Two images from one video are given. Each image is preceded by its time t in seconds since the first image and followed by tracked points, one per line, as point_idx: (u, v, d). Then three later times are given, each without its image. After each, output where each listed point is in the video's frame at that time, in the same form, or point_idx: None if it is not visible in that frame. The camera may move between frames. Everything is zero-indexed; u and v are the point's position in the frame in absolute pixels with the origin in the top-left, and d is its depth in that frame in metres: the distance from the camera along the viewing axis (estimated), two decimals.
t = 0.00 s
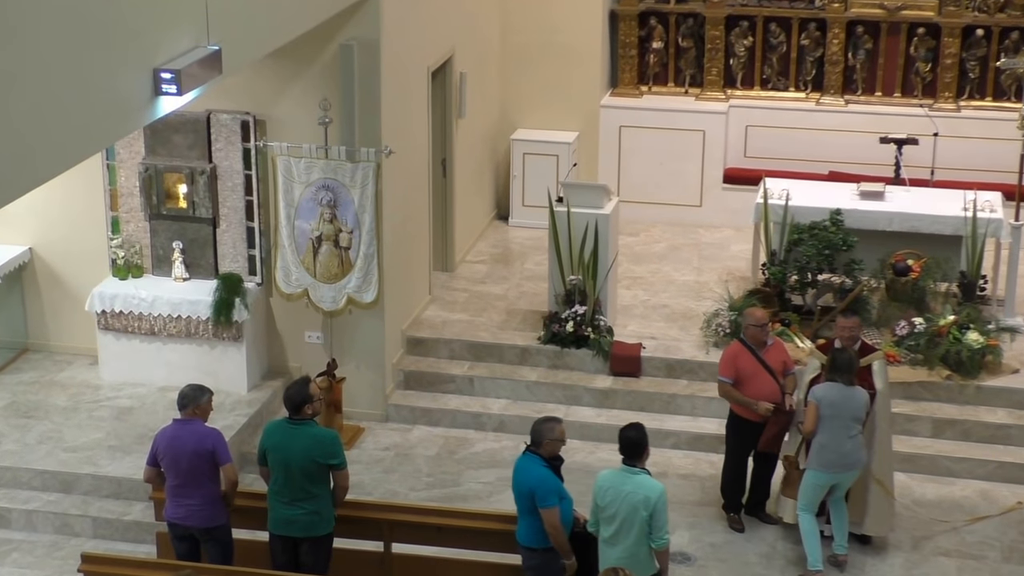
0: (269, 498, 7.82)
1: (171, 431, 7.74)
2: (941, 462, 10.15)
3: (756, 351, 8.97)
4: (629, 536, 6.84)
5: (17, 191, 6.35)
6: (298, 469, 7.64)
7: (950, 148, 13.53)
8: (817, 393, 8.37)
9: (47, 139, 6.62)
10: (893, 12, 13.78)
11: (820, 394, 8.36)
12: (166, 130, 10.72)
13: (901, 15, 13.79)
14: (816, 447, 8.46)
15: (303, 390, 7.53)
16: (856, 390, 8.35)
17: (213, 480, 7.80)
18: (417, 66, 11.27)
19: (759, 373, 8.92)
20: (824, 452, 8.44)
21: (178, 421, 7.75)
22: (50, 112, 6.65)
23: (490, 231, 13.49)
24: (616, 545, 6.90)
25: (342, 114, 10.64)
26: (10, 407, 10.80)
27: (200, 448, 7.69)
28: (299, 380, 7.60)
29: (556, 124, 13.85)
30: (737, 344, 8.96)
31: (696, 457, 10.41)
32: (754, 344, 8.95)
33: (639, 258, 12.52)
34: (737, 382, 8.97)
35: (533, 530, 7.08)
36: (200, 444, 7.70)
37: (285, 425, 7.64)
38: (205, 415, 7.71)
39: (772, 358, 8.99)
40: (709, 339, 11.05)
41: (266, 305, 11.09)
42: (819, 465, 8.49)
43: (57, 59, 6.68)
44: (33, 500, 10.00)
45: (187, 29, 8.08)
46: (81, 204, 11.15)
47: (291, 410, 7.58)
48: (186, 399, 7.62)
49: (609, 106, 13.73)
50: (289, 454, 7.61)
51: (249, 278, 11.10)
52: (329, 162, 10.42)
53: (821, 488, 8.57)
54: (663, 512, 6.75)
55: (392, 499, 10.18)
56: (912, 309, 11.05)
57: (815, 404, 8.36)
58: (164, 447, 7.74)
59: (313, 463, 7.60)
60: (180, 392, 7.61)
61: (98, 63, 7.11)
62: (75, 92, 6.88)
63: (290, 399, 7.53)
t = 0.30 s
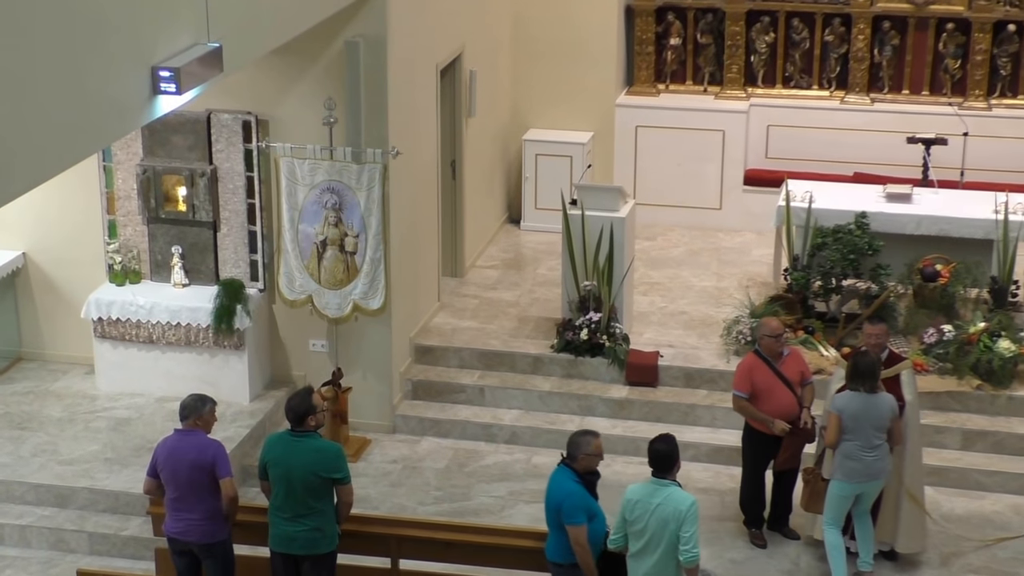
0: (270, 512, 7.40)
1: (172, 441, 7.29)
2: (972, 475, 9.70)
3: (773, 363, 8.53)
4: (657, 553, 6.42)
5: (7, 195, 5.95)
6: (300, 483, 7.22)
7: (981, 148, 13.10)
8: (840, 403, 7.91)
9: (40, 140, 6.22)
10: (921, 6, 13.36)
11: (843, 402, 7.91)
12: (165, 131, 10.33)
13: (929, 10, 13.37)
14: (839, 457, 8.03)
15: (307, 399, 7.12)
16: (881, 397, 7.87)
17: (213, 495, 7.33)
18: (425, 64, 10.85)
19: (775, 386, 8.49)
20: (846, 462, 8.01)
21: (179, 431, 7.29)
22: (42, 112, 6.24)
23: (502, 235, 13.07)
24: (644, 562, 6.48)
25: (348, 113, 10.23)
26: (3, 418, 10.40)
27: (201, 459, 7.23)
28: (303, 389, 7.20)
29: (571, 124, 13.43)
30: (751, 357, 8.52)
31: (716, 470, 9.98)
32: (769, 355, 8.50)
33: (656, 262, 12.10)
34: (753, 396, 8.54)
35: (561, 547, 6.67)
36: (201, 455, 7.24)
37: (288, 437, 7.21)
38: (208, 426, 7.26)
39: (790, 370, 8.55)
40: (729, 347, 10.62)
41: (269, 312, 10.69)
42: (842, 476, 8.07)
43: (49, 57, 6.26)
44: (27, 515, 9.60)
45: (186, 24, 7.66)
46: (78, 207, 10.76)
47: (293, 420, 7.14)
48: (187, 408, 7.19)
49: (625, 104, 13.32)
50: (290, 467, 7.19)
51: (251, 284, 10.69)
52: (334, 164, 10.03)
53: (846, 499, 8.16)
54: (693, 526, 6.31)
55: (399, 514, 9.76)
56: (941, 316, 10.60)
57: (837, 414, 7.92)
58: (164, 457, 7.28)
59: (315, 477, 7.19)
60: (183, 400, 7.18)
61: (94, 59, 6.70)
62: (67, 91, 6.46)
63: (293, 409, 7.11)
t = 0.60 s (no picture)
0: (269, 527, 7.02)
1: (168, 450, 6.88)
2: (999, 487, 9.29)
3: (788, 372, 8.13)
4: (684, 566, 6.09)
5: None
6: (300, 496, 6.83)
7: (1007, 146, 12.63)
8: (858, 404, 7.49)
9: (28, 140, 5.84)
10: None
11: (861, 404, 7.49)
12: (160, 130, 9.95)
13: (954, 4, 12.92)
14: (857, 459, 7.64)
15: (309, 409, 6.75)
16: (900, 396, 7.45)
17: (210, 507, 6.93)
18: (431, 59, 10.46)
19: (791, 396, 8.08)
20: (865, 465, 7.62)
21: (175, 441, 6.88)
22: (31, 110, 5.85)
23: (510, 237, 12.69)
24: None
25: (351, 112, 9.84)
26: None
27: (197, 471, 6.82)
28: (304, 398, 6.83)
29: (581, 124, 13.03)
30: (766, 365, 8.12)
31: (732, 482, 9.58)
32: (785, 364, 8.10)
33: (669, 266, 11.71)
34: (767, 407, 8.13)
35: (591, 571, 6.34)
36: (198, 467, 6.83)
37: (288, 449, 6.84)
38: (205, 436, 6.85)
39: (806, 378, 8.15)
40: (746, 354, 10.22)
41: (268, 318, 10.30)
42: (860, 478, 7.68)
43: (38, 49, 5.87)
44: (15, 530, 9.21)
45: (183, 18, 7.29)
46: (71, 209, 10.38)
47: (294, 431, 6.76)
48: (184, 417, 6.79)
49: (636, 103, 12.91)
50: (291, 479, 6.80)
51: (249, 289, 10.30)
52: (335, 164, 9.65)
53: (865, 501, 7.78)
54: (721, 534, 6.00)
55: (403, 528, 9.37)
56: (966, 322, 10.18)
57: (855, 416, 7.50)
58: (159, 468, 6.87)
59: (316, 489, 6.79)
60: (180, 409, 6.79)
61: (85, 55, 6.32)
62: (57, 87, 6.07)
63: (294, 420, 6.73)
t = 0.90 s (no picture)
0: (265, 540, 6.79)
1: (168, 462, 6.64)
2: None
3: (808, 375, 7.75)
4: None
5: None
6: (296, 507, 6.62)
7: None
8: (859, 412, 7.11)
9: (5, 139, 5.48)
10: None
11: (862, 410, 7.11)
12: (152, 127, 9.58)
13: None
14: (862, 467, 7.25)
15: (306, 416, 6.52)
16: (906, 402, 7.06)
17: (211, 520, 6.69)
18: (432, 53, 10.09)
19: (809, 400, 7.71)
20: (871, 474, 7.22)
21: (176, 453, 6.64)
22: (8, 107, 5.50)
23: (515, 239, 12.31)
24: None
25: (350, 110, 9.47)
26: None
27: (199, 484, 6.58)
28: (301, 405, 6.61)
29: (589, 122, 12.64)
30: (786, 367, 7.75)
31: (746, 493, 9.20)
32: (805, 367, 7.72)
33: (680, 268, 11.32)
34: (784, 410, 7.76)
35: None
36: (199, 479, 6.59)
37: (284, 457, 6.61)
38: (208, 448, 6.62)
39: (825, 384, 7.77)
40: (760, 360, 9.84)
41: (263, 323, 9.91)
42: (868, 488, 7.28)
43: (15, 42, 5.52)
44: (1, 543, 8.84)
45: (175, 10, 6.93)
46: (59, 210, 10.01)
47: (290, 440, 6.52)
48: (187, 427, 6.57)
49: (646, 99, 12.52)
50: (286, 489, 6.58)
51: (244, 293, 9.92)
52: (333, 162, 9.29)
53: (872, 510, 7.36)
54: (751, 544, 5.76)
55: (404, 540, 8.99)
56: (990, 326, 9.74)
57: (860, 426, 7.11)
58: (159, 480, 6.63)
59: (313, 500, 6.58)
60: (184, 418, 6.57)
61: (68, 49, 5.97)
62: (38, 82, 5.72)
63: (291, 428, 6.49)
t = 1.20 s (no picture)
0: (259, 552, 6.36)
1: (175, 471, 6.21)
2: None
3: (826, 380, 7.39)
4: None
5: None
6: (291, 519, 6.21)
7: None
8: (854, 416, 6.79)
9: None
10: None
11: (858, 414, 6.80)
12: (141, 124, 9.23)
13: None
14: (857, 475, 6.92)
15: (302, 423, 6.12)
16: (905, 407, 6.73)
17: (216, 535, 6.26)
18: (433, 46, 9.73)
19: (825, 406, 7.34)
20: (868, 482, 6.87)
21: (184, 462, 6.22)
22: None
23: (518, 239, 11.95)
24: None
25: (348, 106, 9.11)
26: None
27: (207, 497, 6.17)
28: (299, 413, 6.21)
29: (596, 119, 12.27)
30: (802, 371, 7.39)
31: (759, 504, 8.83)
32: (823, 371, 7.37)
33: (690, 270, 10.95)
34: (799, 414, 7.41)
35: None
36: (208, 491, 6.17)
37: (279, 466, 6.20)
38: (219, 459, 6.20)
39: (844, 391, 7.39)
40: (773, 366, 9.47)
41: (257, 327, 9.55)
42: (865, 497, 6.92)
43: None
44: None
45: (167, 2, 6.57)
46: (46, 210, 9.66)
47: (285, 448, 6.12)
48: (197, 435, 6.14)
49: (654, 94, 12.15)
50: (280, 500, 6.17)
51: (237, 296, 9.55)
52: (330, 161, 8.93)
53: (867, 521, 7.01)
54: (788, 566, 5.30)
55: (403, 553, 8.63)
56: (1013, 330, 9.34)
57: (855, 431, 6.77)
58: (164, 489, 6.21)
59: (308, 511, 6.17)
60: (196, 427, 6.14)
61: (53, 44, 5.62)
62: (22, 80, 5.37)
63: (286, 436, 6.09)
